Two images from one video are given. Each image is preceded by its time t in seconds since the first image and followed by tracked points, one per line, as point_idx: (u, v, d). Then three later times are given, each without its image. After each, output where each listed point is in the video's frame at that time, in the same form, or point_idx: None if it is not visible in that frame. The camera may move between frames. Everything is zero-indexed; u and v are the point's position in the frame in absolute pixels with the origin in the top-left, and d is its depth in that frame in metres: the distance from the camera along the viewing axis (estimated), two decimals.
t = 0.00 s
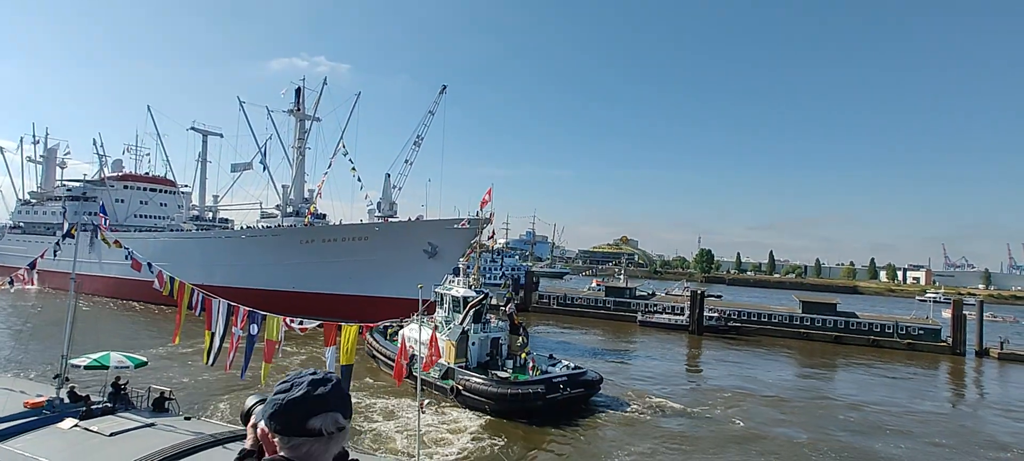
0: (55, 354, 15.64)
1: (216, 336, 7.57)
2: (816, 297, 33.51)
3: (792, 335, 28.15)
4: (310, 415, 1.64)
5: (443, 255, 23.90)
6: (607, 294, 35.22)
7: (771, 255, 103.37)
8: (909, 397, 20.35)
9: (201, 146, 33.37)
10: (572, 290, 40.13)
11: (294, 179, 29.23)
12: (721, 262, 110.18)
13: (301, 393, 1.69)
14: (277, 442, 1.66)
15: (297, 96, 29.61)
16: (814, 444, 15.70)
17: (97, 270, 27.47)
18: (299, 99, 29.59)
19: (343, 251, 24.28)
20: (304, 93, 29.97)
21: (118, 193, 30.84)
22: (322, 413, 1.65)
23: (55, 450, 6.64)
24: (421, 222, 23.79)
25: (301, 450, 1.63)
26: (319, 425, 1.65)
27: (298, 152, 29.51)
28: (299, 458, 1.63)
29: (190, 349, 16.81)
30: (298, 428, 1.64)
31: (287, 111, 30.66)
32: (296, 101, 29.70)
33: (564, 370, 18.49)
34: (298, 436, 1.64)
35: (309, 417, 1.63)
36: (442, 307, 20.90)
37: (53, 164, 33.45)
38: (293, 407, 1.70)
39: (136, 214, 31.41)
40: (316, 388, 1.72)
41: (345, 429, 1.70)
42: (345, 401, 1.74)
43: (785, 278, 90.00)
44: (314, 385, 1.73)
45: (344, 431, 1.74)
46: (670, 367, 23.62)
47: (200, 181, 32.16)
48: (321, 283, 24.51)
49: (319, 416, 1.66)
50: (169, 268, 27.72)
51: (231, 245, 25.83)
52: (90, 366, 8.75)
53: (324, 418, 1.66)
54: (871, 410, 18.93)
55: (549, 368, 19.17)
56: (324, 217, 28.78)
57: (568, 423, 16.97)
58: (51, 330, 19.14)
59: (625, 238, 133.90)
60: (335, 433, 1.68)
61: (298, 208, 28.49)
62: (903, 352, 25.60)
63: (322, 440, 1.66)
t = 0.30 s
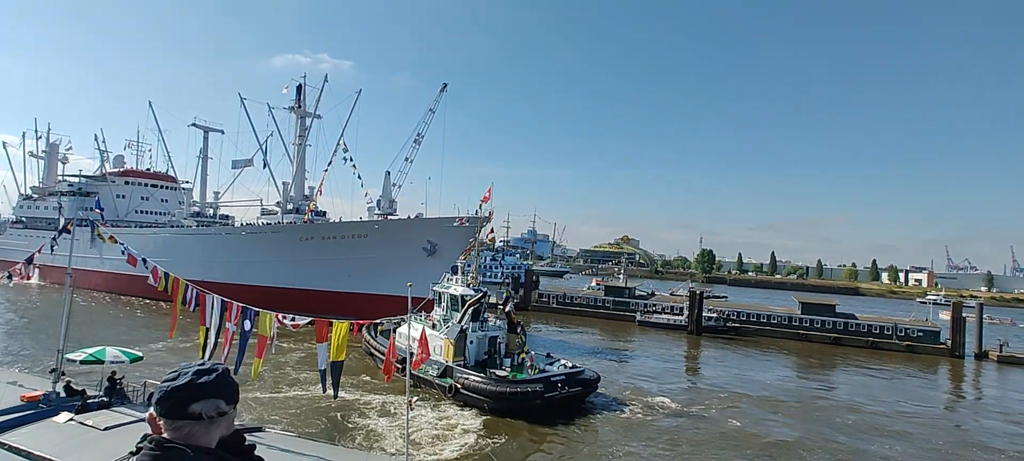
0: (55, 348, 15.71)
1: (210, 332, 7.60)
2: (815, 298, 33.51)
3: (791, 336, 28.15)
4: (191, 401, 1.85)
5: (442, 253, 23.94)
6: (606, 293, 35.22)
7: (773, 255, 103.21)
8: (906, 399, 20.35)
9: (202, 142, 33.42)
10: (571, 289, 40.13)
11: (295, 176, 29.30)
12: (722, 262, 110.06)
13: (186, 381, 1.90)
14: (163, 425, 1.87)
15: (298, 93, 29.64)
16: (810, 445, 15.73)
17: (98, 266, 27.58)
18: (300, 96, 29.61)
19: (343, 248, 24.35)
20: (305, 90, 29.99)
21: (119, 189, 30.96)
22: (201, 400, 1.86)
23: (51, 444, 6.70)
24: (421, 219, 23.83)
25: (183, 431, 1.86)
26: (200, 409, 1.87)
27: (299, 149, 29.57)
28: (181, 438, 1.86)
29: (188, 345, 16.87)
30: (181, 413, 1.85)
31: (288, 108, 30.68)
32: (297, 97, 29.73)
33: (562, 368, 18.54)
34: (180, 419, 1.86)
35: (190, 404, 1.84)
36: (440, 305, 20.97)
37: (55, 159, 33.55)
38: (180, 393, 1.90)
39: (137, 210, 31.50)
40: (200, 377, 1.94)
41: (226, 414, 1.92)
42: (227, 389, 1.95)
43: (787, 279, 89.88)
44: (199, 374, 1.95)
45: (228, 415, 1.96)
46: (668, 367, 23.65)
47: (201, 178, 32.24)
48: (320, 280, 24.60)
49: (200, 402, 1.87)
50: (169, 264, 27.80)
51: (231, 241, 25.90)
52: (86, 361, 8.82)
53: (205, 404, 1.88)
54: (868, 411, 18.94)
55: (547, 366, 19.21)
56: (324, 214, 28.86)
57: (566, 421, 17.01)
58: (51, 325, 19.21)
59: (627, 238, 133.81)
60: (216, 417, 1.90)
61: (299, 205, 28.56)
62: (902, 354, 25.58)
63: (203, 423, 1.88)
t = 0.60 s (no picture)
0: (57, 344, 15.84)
1: (209, 326, 7.67)
2: (818, 300, 33.40)
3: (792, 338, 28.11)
4: (96, 368, 2.08)
5: (443, 252, 24.01)
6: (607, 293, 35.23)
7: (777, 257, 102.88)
8: (907, 401, 20.30)
9: (206, 140, 33.61)
10: (573, 289, 40.16)
11: (298, 174, 29.43)
12: (726, 263, 109.73)
13: (94, 351, 2.12)
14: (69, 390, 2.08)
15: (302, 91, 29.74)
16: (809, 446, 15.72)
17: (103, 262, 27.82)
18: (304, 94, 29.72)
19: (345, 246, 24.47)
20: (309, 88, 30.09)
21: (124, 186, 31.22)
22: (105, 368, 2.09)
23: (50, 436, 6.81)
24: (422, 218, 23.91)
25: (87, 396, 2.08)
26: (103, 376, 2.09)
27: (302, 147, 29.70)
28: (86, 401, 2.08)
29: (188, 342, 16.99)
30: (86, 379, 2.07)
31: (292, 106, 30.80)
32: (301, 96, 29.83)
33: (562, 367, 18.59)
34: (84, 385, 2.08)
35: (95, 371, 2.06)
36: (440, 304, 21.08)
37: (61, 156, 33.83)
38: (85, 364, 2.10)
39: (142, 207, 31.77)
40: (107, 348, 2.17)
41: (130, 382, 2.14)
42: (131, 359, 2.18)
43: (791, 280, 89.64)
44: (107, 346, 2.17)
45: (132, 383, 2.17)
46: (668, 367, 23.66)
47: (205, 175, 32.43)
48: (322, 278, 24.74)
49: (104, 369, 2.09)
50: (173, 261, 28.00)
51: (234, 239, 26.09)
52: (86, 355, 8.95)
53: (108, 372, 2.10)
54: (868, 413, 18.91)
55: (546, 365, 19.25)
56: (327, 212, 29.00)
57: (565, 421, 17.06)
58: (54, 320, 19.39)
59: (630, 238, 133.69)
60: (119, 384, 2.12)
61: (301, 203, 28.69)
62: (903, 356, 25.52)
63: (107, 388, 2.11)
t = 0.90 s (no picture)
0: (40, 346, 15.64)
1: (191, 329, 7.59)
2: (808, 306, 33.53)
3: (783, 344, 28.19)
4: None
5: (435, 256, 23.93)
6: (599, 298, 35.23)
7: (770, 264, 103.36)
8: (895, 408, 20.35)
9: (198, 142, 33.42)
10: (565, 294, 40.16)
11: (290, 177, 29.31)
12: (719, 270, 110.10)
13: None
14: None
15: (296, 94, 29.65)
16: (797, 452, 15.70)
17: (91, 264, 27.55)
18: (297, 97, 29.63)
19: (336, 249, 24.37)
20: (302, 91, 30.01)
21: (114, 187, 30.99)
22: None
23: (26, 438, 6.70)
24: (414, 222, 23.85)
25: None
26: None
27: (295, 150, 29.58)
28: None
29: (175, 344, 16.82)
30: None
31: (284, 109, 30.69)
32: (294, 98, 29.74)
33: (552, 372, 18.54)
34: None
35: None
36: (431, 308, 21.03)
37: (50, 156, 33.55)
38: None
39: (132, 209, 31.55)
40: None
41: (19, 373, 2.00)
42: (24, 351, 2.03)
43: (783, 287, 90.02)
44: None
45: (25, 375, 2.03)
46: (658, 373, 23.64)
47: (196, 177, 32.23)
48: (313, 281, 24.62)
49: None
50: (162, 264, 27.78)
51: (224, 241, 25.92)
52: (66, 357, 8.85)
53: None
54: (856, 420, 18.93)
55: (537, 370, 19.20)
56: (319, 215, 28.89)
57: (555, 426, 16.99)
58: (39, 322, 19.14)
59: (624, 244, 134.01)
60: (9, 375, 1.97)
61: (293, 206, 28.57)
62: (892, 363, 25.61)
63: None
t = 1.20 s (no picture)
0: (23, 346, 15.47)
1: (171, 330, 7.63)
2: (797, 311, 33.78)
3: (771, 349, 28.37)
4: None
5: (425, 259, 23.90)
6: (590, 302, 35.31)
7: (760, 269, 104.06)
8: (880, 413, 20.53)
9: (188, 142, 33.24)
10: (556, 297, 40.21)
11: (281, 178, 29.20)
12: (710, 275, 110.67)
13: None
14: None
15: (287, 95, 29.57)
16: (782, 456, 15.81)
17: (77, 263, 27.28)
18: (289, 98, 29.58)
19: (326, 251, 24.30)
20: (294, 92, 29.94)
21: (102, 187, 30.79)
22: None
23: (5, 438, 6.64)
24: (405, 225, 23.82)
25: None
26: None
27: (286, 151, 29.50)
28: None
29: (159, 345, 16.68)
30: None
31: (276, 110, 30.58)
32: (286, 100, 29.67)
33: (542, 375, 18.58)
34: None
35: None
36: (420, 311, 21.05)
37: (38, 155, 33.23)
38: None
39: (120, 209, 31.32)
40: None
41: None
42: None
43: (774, 292, 90.61)
44: None
45: None
46: (647, 377, 23.70)
47: (187, 178, 32.06)
48: (302, 283, 24.52)
49: None
50: (150, 264, 27.57)
51: (212, 242, 25.77)
52: (47, 357, 8.79)
53: None
54: (842, 425, 19.07)
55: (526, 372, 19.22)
56: (309, 217, 28.80)
57: (544, 429, 17.03)
58: (23, 322, 18.94)
59: (616, 248, 134.43)
60: None
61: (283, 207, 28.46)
62: (878, 368, 25.85)
63: None
